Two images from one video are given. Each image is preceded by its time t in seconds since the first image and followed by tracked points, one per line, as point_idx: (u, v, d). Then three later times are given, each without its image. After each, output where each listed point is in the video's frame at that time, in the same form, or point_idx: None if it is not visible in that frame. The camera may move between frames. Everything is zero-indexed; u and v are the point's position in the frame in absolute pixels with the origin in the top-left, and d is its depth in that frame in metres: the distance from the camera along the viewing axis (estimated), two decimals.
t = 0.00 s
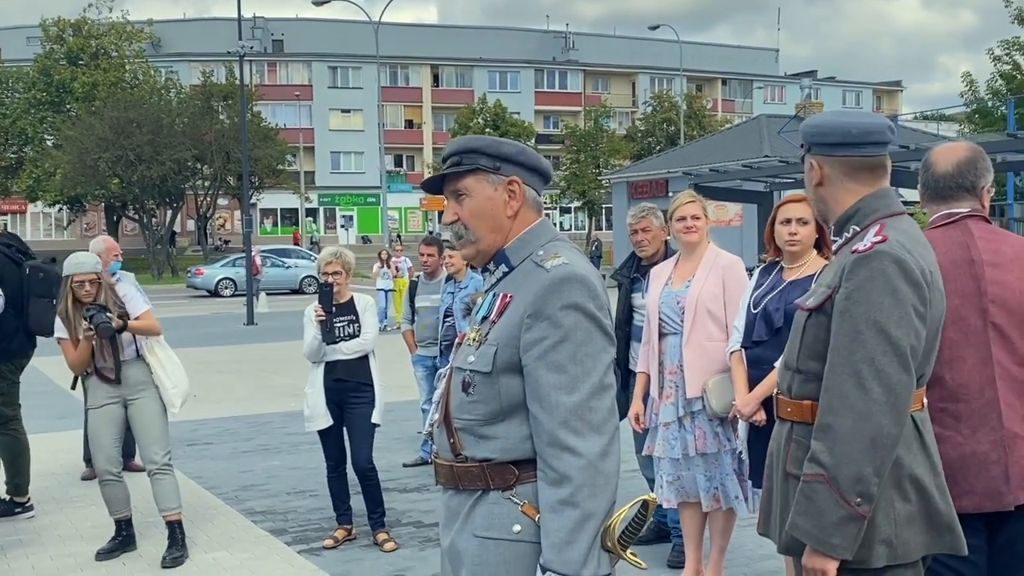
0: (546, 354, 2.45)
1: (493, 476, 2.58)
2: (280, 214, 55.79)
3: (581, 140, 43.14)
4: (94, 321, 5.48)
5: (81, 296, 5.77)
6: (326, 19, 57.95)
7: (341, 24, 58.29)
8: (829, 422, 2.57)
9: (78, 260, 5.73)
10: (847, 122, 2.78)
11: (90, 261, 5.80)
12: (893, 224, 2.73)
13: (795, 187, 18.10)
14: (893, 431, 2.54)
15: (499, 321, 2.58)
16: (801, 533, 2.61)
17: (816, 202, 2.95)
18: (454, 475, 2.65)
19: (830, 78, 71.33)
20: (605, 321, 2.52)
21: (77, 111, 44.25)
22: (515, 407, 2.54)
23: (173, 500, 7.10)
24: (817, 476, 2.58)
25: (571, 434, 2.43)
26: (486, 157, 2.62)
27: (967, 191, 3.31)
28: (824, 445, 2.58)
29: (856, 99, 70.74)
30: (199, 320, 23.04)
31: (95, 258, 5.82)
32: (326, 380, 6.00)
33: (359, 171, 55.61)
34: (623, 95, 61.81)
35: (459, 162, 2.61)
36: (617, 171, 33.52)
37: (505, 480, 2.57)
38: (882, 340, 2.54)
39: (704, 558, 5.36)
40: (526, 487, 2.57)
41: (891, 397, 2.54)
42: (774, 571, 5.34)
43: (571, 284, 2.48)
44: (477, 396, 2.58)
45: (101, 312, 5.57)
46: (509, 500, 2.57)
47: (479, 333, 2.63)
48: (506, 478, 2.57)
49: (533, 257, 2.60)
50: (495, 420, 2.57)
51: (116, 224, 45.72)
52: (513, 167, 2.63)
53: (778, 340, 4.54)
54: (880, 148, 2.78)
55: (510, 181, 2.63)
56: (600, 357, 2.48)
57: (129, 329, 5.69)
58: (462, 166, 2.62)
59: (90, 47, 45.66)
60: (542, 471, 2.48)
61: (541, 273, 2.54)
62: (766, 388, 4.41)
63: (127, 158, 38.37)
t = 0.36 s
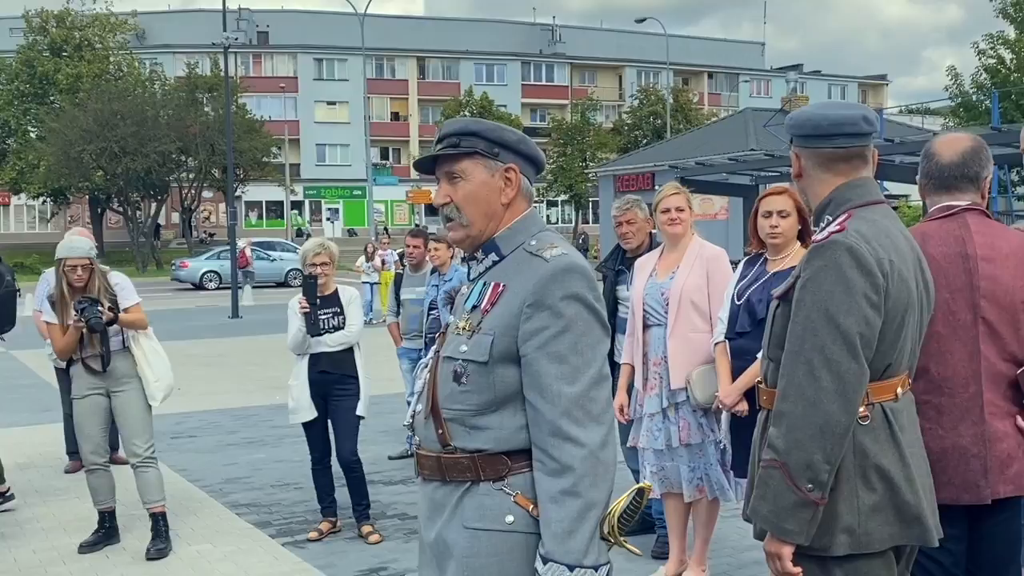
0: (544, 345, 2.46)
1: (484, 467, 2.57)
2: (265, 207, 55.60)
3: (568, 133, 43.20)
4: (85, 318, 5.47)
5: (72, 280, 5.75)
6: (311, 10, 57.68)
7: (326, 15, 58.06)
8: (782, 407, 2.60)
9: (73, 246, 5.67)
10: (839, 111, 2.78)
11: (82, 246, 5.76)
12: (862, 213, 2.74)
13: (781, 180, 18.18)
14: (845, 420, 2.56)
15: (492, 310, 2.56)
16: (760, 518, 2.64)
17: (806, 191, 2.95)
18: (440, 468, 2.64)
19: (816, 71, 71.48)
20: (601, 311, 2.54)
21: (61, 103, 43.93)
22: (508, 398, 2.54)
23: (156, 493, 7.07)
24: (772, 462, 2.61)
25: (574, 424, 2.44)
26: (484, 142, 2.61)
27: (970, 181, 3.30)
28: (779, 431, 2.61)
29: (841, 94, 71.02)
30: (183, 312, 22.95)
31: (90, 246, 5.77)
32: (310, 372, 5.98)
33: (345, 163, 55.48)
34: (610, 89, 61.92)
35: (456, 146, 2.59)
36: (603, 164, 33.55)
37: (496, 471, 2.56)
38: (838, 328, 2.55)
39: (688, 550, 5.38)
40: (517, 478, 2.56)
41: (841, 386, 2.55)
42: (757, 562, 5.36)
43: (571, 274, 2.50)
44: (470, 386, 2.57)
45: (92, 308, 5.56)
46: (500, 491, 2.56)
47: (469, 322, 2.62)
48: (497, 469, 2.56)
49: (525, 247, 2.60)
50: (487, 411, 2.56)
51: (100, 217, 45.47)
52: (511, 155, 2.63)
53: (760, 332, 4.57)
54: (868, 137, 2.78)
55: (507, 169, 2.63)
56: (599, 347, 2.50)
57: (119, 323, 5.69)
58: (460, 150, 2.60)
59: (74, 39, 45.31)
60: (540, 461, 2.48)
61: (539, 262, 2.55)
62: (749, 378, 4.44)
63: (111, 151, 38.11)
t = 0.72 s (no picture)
0: (531, 340, 2.45)
1: (471, 463, 2.56)
2: (251, 199, 55.33)
3: (555, 125, 43.13)
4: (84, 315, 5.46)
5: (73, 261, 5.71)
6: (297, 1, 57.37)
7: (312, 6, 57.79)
8: (766, 401, 2.61)
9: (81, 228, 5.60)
10: (832, 105, 2.76)
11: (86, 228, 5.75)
12: (846, 207, 2.75)
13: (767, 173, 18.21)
14: (827, 412, 2.56)
15: (476, 306, 2.55)
16: (746, 510, 2.64)
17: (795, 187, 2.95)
18: (426, 463, 2.63)
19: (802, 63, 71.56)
20: (587, 306, 2.54)
21: (45, 94, 43.61)
22: (496, 393, 2.53)
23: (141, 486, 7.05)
24: (757, 455, 2.61)
25: (562, 419, 2.44)
26: (464, 136, 2.59)
27: (962, 174, 3.29)
28: (763, 424, 2.62)
29: (827, 87, 71.18)
30: (168, 305, 22.83)
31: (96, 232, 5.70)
32: (295, 365, 5.95)
33: (331, 155, 55.28)
34: (596, 81, 61.90)
35: (435, 141, 2.57)
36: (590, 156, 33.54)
37: (485, 466, 2.55)
38: (817, 323, 2.56)
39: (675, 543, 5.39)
40: (505, 472, 2.55)
41: (823, 378, 2.55)
42: (743, 554, 5.37)
43: (557, 269, 2.50)
44: (456, 381, 2.56)
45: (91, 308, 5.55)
46: (488, 486, 2.55)
47: (454, 317, 2.60)
48: (484, 465, 2.55)
49: (509, 241, 2.59)
50: (474, 406, 2.55)
51: (84, 209, 45.17)
52: (491, 148, 2.62)
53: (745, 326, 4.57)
54: (861, 134, 2.76)
55: (487, 162, 2.61)
56: (586, 342, 2.50)
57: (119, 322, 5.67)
58: (440, 145, 2.58)
59: (58, 29, 44.92)
60: (527, 456, 2.48)
61: (524, 257, 2.54)
62: (732, 371, 4.45)
63: (95, 142, 37.88)
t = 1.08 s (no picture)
0: (515, 333, 2.45)
1: (458, 455, 2.57)
2: (240, 192, 55.06)
3: (545, 119, 42.99)
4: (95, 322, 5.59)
5: (89, 241, 5.70)
6: None
7: None
8: (755, 393, 2.62)
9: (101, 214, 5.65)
10: (830, 97, 2.77)
11: (103, 214, 5.71)
12: (842, 199, 2.76)
13: (757, 166, 18.24)
14: (814, 406, 2.58)
15: (463, 298, 2.56)
16: (730, 503, 2.66)
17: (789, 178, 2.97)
18: (414, 456, 2.64)
19: (792, 56, 71.59)
20: (572, 300, 2.54)
21: (32, 86, 43.30)
22: (481, 386, 2.54)
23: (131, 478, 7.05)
24: (742, 447, 2.63)
25: (545, 412, 2.44)
26: (446, 130, 2.60)
27: (947, 168, 3.29)
28: (752, 418, 2.63)
29: (816, 80, 71.21)
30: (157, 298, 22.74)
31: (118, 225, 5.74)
32: (285, 357, 5.95)
33: (320, 148, 55.03)
34: (587, 74, 61.86)
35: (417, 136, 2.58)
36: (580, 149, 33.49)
37: (471, 459, 2.56)
38: (807, 315, 2.57)
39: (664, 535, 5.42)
40: (492, 465, 2.56)
41: (812, 371, 2.57)
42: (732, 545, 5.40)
43: (541, 261, 2.50)
44: (443, 373, 2.57)
45: (105, 320, 5.63)
46: (475, 478, 2.56)
47: (441, 310, 2.61)
48: (471, 457, 2.56)
49: (495, 234, 2.60)
50: (462, 398, 2.56)
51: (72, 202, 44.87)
52: (473, 143, 2.62)
53: (734, 319, 4.58)
54: (860, 126, 2.78)
55: (470, 156, 2.61)
56: (570, 334, 2.50)
57: (130, 331, 5.71)
58: (423, 139, 2.59)
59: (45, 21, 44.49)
60: (512, 448, 2.49)
61: (508, 249, 2.54)
62: (720, 364, 4.47)
63: (83, 135, 37.71)
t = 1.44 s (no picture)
0: (494, 324, 2.44)
1: (446, 446, 2.58)
2: (234, 186, 54.95)
3: (539, 113, 42.91)
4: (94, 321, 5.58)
5: (93, 232, 5.73)
6: None
7: None
8: (760, 389, 2.63)
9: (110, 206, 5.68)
10: (832, 90, 2.77)
11: (107, 207, 5.69)
12: (844, 192, 2.77)
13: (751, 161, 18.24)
14: (822, 402, 2.58)
15: (448, 292, 2.56)
16: (733, 499, 2.67)
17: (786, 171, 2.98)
18: (408, 449, 2.65)
19: (786, 51, 71.52)
20: (555, 291, 2.52)
21: (25, 80, 43.06)
22: (466, 378, 2.54)
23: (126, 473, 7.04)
24: (748, 444, 2.63)
25: (520, 401, 2.42)
26: (408, 140, 2.61)
27: (943, 162, 3.27)
28: (755, 413, 2.64)
29: (811, 75, 71.19)
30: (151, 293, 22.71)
31: (125, 219, 5.75)
32: (279, 352, 5.93)
33: (314, 143, 54.86)
34: (581, 69, 61.79)
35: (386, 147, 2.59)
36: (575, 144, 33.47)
37: (458, 450, 2.58)
38: (813, 308, 2.58)
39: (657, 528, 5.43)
40: (478, 457, 2.57)
41: (819, 367, 2.58)
42: (726, 539, 5.42)
43: (515, 253, 2.48)
44: (429, 367, 2.57)
45: (101, 319, 5.61)
46: (462, 470, 2.57)
47: (429, 304, 2.62)
48: (458, 449, 2.57)
49: (483, 227, 2.59)
50: (447, 392, 2.56)
51: (66, 196, 44.72)
52: (457, 139, 2.61)
53: (728, 313, 4.58)
54: (862, 119, 2.79)
55: (436, 159, 2.60)
56: (550, 325, 2.47)
57: (127, 329, 5.69)
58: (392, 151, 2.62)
59: (37, 15, 44.16)
60: (492, 439, 2.47)
61: (488, 241, 2.54)
62: (715, 357, 4.48)
63: (76, 128, 37.70)
